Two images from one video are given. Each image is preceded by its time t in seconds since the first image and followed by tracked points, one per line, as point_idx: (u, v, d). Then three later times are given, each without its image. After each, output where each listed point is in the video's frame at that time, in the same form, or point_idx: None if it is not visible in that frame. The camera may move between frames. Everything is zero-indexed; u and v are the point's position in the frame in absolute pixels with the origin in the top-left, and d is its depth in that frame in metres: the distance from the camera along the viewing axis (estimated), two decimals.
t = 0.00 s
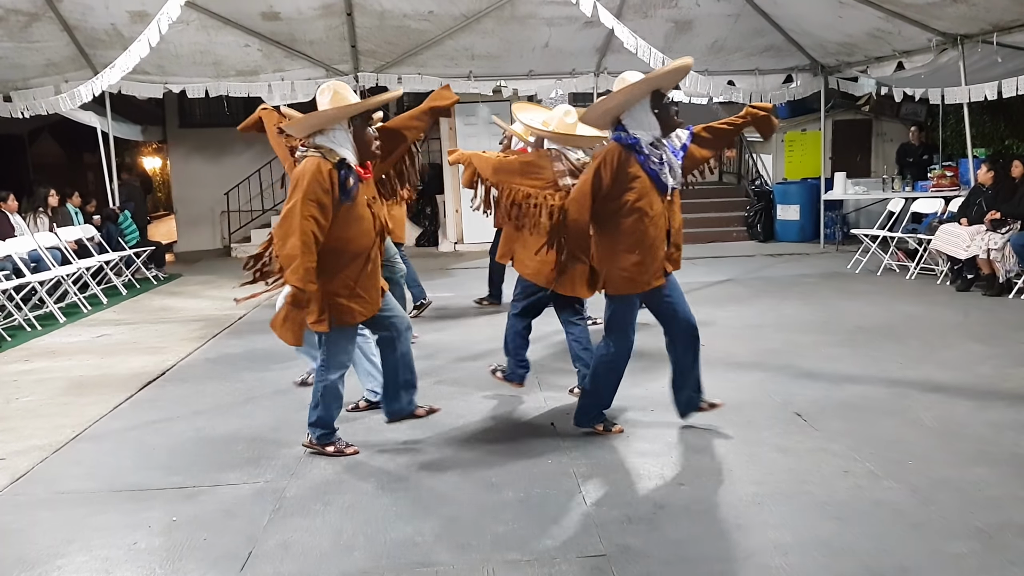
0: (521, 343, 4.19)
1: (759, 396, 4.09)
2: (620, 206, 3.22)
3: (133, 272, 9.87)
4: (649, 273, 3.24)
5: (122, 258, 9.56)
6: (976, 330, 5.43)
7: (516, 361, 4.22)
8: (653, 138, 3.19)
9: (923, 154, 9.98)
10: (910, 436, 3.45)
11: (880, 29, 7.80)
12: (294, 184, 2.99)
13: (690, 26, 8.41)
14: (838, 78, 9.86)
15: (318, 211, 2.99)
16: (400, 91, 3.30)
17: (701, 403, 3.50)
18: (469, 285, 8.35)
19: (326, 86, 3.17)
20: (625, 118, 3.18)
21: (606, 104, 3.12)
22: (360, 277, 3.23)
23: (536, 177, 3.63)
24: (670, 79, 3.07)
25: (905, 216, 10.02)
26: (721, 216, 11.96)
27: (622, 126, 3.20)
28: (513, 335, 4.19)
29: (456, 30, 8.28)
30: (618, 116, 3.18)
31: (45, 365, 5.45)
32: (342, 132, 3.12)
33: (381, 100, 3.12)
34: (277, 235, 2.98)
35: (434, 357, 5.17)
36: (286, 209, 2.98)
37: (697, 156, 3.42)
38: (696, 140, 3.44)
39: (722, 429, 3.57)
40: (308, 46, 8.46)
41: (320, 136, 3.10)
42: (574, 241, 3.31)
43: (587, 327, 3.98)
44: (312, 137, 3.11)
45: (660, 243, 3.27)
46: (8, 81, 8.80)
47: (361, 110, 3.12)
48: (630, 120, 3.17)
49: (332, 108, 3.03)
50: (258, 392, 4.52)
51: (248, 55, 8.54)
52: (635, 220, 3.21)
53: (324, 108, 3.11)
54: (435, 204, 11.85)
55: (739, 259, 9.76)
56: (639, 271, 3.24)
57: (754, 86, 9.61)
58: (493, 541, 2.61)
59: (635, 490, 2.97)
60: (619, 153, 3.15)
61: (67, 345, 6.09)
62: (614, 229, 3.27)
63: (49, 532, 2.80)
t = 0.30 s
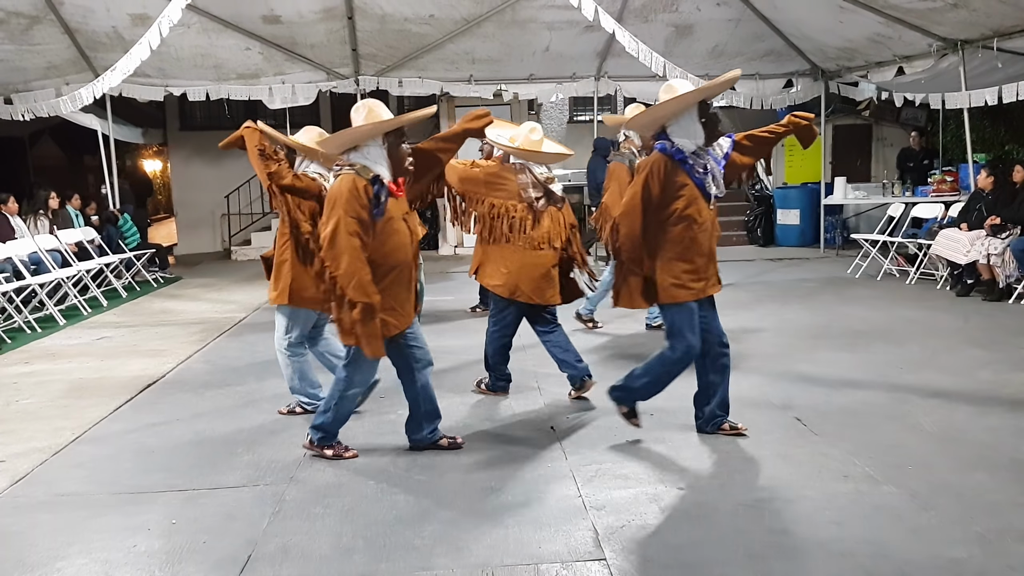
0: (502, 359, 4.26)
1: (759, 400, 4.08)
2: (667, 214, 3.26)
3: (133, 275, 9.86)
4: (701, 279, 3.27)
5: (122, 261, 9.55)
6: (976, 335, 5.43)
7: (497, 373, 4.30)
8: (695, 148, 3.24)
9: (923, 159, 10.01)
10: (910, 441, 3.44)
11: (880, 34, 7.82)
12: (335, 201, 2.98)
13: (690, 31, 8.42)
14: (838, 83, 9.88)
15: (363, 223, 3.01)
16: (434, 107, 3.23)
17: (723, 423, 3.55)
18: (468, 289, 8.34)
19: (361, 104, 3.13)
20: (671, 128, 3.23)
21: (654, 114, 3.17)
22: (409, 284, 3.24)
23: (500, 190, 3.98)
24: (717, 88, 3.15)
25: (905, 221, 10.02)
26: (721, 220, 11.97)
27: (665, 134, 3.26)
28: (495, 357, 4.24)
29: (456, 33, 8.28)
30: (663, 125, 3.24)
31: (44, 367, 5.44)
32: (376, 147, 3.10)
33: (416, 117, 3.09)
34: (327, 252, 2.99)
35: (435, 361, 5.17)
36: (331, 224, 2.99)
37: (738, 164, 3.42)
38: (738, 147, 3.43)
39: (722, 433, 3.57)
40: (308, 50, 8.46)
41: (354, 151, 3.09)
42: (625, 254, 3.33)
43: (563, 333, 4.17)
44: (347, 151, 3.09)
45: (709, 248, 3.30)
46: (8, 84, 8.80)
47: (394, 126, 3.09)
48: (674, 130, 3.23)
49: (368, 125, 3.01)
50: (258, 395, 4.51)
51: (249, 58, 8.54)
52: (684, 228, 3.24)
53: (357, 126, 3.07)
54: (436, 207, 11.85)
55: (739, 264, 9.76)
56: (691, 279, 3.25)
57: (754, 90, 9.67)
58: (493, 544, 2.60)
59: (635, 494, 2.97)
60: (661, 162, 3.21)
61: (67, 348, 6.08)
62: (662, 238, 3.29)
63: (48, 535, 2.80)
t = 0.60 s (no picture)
0: (492, 357, 4.28)
1: (759, 403, 4.08)
2: (696, 224, 3.25)
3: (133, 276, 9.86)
4: (733, 287, 3.24)
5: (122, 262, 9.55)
6: (976, 338, 5.44)
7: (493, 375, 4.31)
8: (727, 156, 3.24)
9: (923, 162, 10.06)
10: (910, 444, 3.44)
11: (880, 37, 7.82)
12: (367, 203, 3.01)
13: (690, 33, 8.43)
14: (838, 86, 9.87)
15: (399, 227, 3.00)
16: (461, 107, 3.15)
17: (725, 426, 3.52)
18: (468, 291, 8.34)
19: (389, 106, 3.08)
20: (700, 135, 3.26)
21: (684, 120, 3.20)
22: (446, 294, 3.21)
23: (484, 198, 4.07)
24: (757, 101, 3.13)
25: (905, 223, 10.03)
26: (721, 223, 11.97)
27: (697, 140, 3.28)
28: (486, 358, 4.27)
29: (456, 36, 8.28)
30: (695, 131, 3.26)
31: (43, 369, 5.43)
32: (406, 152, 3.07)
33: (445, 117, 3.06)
34: (371, 256, 3.00)
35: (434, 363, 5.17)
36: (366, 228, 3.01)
37: (764, 174, 3.41)
38: (764, 158, 3.43)
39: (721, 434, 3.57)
40: (308, 52, 8.47)
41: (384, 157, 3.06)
42: (655, 263, 3.38)
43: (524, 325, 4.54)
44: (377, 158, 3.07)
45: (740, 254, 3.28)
46: (8, 85, 8.80)
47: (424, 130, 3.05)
48: (706, 138, 3.24)
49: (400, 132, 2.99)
50: (257, 397, 4.51)
51: (249, 60, 8.55)
52: (715, 237, 3.22)
53: (387, 130, 3.03)
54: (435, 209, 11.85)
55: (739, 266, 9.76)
56: (725, 287, 3.23)
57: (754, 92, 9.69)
58: (492, 547, 2.60)
59: (635, 497, 2.96)
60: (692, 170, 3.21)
61: (67, 349, 6.08)
62: (692, 248, 3.29)
63: (47, 536, 2.79)
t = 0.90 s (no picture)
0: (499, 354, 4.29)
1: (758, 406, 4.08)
2: (732, 210, 3.10)
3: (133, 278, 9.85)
4: (767, 278, 3.15)
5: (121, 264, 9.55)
6: (976, 341, 5.43)
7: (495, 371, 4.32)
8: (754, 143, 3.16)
9: (922, 166, 10.03)
10: (909, 447, 3.44)
11: (880, 40, 7.83)
12: (384, 188, 2.88)
13: (690, 36, 8.44)
14: (838, 89, 9.88)
15: (410, 215, 2.89)
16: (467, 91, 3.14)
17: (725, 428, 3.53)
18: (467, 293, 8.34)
19: (396, 93, 3.05)
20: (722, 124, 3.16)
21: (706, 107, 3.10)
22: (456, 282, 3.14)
23: (491, 189, 4.30)
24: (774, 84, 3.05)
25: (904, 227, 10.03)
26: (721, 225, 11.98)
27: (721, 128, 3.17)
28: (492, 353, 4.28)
29: (456, 38, 8.28)
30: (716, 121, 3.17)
31: (42, 370, 5.42)
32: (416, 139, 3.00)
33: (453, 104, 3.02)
34: (374, 246, 2.91)
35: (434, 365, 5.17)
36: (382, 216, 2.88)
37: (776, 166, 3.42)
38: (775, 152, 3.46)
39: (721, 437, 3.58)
40: (309, 54, 8.48)
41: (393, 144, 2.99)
42: (691, 255, 3.11)
43: (526, 318, 4.90)
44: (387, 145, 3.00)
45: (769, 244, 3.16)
46: (8, 87, 8.80)
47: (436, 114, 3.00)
48: (732, 124, 3.14)
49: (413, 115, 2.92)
50: (257, 399, 4.51)
51: (249, 62, 8.56)
52: (749, 225, 3.11)
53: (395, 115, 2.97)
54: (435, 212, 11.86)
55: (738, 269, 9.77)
56: (761, 278, 3.12)
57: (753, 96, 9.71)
58: (491, 550, 2.59)
59: (633, 499, 2.96)
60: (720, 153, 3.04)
61: (67, 351, 6.07)
62: (726, 236, 3.13)
63: (47, 538, 2.78)
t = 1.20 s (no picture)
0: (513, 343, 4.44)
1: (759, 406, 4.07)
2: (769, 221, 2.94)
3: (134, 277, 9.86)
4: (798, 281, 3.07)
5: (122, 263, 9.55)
6: (977, 342, 5.42)
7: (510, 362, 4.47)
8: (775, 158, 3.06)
9: (923, 166, 10.01)
10: (910, 447, 3.44)
11: (881, 40, 7.82)
12: (402, 203, 2.73)
13: (691, 36, 8.44)
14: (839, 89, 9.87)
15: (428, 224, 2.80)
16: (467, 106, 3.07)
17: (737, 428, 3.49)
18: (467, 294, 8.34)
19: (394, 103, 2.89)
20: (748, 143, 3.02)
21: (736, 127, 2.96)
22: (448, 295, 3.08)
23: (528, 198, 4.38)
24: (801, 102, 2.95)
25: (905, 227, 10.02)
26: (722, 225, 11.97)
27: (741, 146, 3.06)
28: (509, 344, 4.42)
29: (457, 38, 8.28)
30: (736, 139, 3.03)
31: (42, 370, 5.42)
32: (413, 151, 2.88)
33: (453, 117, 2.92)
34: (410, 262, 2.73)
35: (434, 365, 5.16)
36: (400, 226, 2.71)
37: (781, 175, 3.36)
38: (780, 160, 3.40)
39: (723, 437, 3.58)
40: (310, 54, 8.48)
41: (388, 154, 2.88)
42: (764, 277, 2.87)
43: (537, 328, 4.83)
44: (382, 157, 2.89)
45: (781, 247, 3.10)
46: (9, 86, 8.80)
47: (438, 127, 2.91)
48: (760, 140, 3.02)
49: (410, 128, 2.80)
50: (257, 399, 4.50)
51: (250, 62, 8.56)
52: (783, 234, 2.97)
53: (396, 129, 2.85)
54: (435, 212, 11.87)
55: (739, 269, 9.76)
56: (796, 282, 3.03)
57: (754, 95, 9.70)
58: (492, 550, 2.58)
59: (634, 499, 2.96)
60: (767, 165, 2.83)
61: (67, 350, 6.07)
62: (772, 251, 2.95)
63: (47, 538, 2.78)
